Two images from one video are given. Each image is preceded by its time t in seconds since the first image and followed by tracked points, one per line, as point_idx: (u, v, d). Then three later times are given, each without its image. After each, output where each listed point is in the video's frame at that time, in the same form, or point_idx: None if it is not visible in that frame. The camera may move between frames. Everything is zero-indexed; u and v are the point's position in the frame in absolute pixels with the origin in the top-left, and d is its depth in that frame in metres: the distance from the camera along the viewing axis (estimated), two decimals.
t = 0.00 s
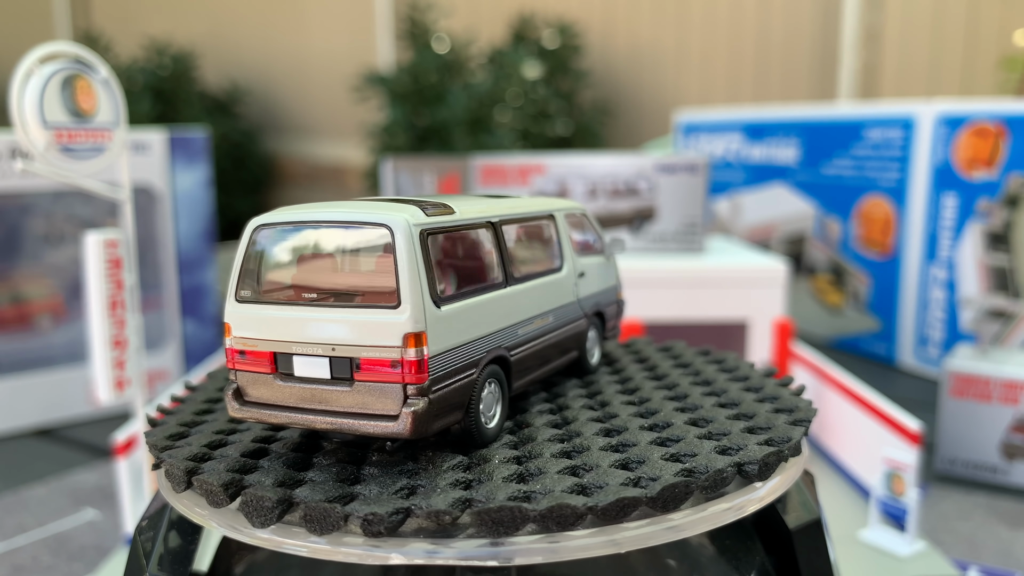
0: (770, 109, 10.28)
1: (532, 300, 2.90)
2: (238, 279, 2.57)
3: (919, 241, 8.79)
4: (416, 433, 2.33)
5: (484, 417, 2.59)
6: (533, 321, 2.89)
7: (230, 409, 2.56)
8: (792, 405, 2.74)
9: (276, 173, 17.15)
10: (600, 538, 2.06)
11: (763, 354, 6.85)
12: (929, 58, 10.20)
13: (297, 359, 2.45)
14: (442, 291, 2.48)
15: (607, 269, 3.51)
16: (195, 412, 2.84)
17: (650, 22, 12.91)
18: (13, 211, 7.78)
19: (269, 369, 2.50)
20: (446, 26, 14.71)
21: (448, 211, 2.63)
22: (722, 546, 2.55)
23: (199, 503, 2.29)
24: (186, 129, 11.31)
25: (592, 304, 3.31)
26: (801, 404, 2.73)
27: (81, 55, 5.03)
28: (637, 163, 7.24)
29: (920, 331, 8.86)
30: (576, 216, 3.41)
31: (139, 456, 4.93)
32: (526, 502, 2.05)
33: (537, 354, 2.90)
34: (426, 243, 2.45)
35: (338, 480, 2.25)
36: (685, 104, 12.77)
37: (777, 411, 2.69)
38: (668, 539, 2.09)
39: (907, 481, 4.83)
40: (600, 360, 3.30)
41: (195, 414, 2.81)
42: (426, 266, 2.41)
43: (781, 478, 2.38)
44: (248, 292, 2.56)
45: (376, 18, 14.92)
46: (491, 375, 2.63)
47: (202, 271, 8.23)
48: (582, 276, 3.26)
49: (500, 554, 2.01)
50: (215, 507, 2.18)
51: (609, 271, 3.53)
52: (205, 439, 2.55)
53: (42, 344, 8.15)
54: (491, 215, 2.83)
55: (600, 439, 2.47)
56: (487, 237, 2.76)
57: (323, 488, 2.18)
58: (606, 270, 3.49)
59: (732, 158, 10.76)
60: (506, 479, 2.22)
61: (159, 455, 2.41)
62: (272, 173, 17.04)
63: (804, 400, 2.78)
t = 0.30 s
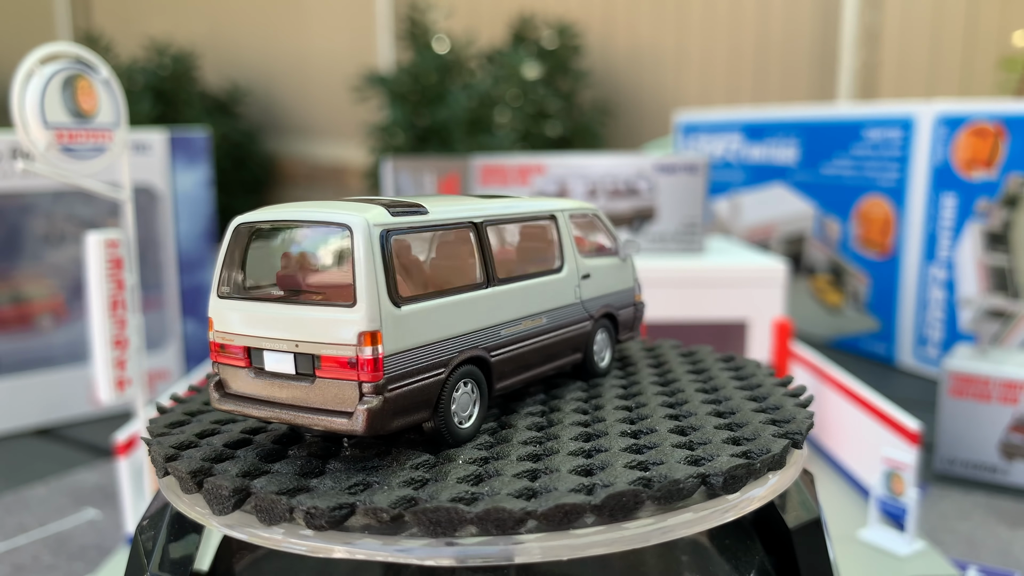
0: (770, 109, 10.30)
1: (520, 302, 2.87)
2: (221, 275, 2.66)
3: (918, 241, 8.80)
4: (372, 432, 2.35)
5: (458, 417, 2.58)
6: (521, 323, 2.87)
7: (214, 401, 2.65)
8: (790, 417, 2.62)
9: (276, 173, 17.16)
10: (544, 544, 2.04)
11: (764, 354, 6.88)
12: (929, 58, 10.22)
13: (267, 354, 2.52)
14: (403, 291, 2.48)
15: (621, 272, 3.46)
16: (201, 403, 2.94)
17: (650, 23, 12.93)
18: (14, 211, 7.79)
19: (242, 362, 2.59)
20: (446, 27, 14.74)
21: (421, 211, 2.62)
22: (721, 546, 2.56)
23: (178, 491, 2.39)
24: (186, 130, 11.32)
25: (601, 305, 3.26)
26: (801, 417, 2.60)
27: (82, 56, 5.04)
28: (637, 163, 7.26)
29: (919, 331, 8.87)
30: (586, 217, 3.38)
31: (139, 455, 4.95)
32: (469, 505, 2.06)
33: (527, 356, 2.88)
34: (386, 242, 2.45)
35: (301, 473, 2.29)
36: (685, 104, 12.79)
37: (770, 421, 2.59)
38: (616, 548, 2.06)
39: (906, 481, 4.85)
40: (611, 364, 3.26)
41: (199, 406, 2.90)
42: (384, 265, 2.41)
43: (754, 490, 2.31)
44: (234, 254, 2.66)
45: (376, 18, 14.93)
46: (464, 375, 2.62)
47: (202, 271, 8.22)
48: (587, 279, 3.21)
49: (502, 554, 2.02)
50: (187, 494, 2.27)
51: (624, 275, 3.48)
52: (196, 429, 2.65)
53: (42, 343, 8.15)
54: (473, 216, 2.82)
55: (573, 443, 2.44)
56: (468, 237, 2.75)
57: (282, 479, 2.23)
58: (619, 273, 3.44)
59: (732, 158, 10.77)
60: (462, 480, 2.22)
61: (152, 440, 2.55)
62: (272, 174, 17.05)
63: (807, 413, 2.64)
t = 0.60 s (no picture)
0: (769, 109, 10.31)
1: (505, 304, 2.84)
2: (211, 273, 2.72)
3: (918, 241, 8.81)
4: (331, 427, 2.37)
5: (432, 416, 2.57)
6: (507, 324, 2.85)
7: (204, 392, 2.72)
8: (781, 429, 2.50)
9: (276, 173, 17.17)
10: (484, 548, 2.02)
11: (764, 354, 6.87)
12: (928, 58, 10.24)
13: (243, 349, 2.58)
14: (367, 288, 2.49)
15: (632, 274, 3.39)
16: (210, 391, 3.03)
17: (649, 23, 12.91)
18: (14, 211, 7.80)
19: (225, 357, 2.66)
20: (446, 27, 14.77)
21: (395, 211, 2.63)
22: (721, 546, 2.58)
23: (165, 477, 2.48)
24: (186, 130, 11.32)
25: (607, 308, 3.21)
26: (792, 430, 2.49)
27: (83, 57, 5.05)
28: (637, 163, 7.27)
29: (919, 332, 8.88)
30: (594, 217, 3.33)
31: (139, 455, 4.95)
32: (411, 503, 2.06)
33: (517, 357, 2.85)
34: (350, 241, 2.45)
35: (267, 464, 2.33)
36: (685, 105, 12.80)
37: (754, 431, 2.50)
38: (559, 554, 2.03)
39: (906, 481, 4.87)
40: (621, 367, 3.20)
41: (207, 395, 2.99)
42: (346, 263, 2.42)
43: (719, 502, 2.23)
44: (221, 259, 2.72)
45: (376, 19, 14.95)
46: (437, 375, 2.60)
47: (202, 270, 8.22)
48: (589, 280, 3.16)
49: (503, 553, 2.03)
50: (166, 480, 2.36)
51: (637, 278, 3.42)
52: (194, 417, 2.73)
53: (42, 343, 8.15)
54: (455, 216, 2.80)
55: (544, 446, 2.41)
56: (450, 237, 2.75)
57: (246, 470, 2.28)
58: (629, 276, 3.37)
59: (732, 158, 10.78)
60: (412, 479, 2.22)
61: (151, 427, 2.65)
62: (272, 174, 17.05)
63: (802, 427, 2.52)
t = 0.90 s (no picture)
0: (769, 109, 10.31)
1: (489, 304, 2.81)
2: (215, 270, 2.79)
3: (918, 240, 8.81)
4: (294, 420, 2.44)
5: (406, 414, 2.59)
6: (493, 324, 2.83)
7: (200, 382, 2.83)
8: (762, 442, 2.39)
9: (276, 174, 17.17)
10: (419, 548, 2.03)
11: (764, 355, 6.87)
12: (928, 58, 10.24)
13: (226, 342, 2.68)
14: (335, 285, 2.53)
15: (642, 277, 3.29)
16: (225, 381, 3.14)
17: (649, 24, 12.90)
18: (14, 211, 7.81)
19: (214, 349, 2.76)
20: (446, 28, 14.78)
21: (371, 212, 2.64)
22: (720, 545, 2.59)
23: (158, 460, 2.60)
24: (187, 130, 11.32)
25: (611, 311, 3.15)
26: (773, 443, 2.37)
27: (83, 56, 5.06)
28: (637, 164, 7.29)
29: (919, 331, 8.88)
30: (599, 217, 3.25)
31: (140, 455, 4.96)
32: (351, 497, 2.10)
33: (506, 358, 2.84)
34: (316, 239, 2.50)
35: (238, 454, 2.40)
36: (685, 105, 12.81)
37: (731, 440, 2.40)
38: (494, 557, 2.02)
39: (906, 480, 4.87)
40: (628, 370, 3.14)
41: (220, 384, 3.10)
42: (311, 260, 2.47)
43: (677, 514, 2.17)
44: (222, 250, 2.78)
45: (376, 19, 14.96)
46: (410, 374, 2.62)
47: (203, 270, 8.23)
48: (588, 282, 3.10)
49: (500, 552, 2.02)
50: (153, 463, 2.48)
51: (648, 281, 3.31)
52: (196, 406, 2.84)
53: (42, 343, 8.16)
54: (438, 215, 2.79)
55: (512, 448, 2.40)
56: (432, 236, 2.75)
57: (218, 457, 2.37)
58: (638, 278, 3.28)
59: (732, 158, 10.80)
60: (362, 476, 2.24)
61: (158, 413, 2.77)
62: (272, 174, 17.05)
63: (787, 441, 2.39)
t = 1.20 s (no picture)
0: (769, 110, 10.31)
1: (474, 305, 2.81)
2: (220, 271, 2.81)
3: (918, 240, 8.81)
4: (265, 412, 2.52)
5: (383, 411, 2.64)
6: (479, 325, 2.82)
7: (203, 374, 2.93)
8: (733, 455, 2.31)
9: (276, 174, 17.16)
10: (359, 542, 2.07)
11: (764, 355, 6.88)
12: (927, 58, 10.25)
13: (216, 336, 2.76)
14: (306, 284, 2.59)
15: (652, 280, 3.20)
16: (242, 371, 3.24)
17: (649, 23, 12.90)
18: (15, 212, 7.82)
19: (209, 343, 2.84)
20: (445, 28, 14.78)
21: (349, 210, 2.68)
22: (720, 545, 2.60)
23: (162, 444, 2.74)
24: (187, 130, 11.31)
25: (613, 313, 3.09)
26: (743, 457, 2.30)
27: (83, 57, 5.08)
28: (637, 164, 7.30)
29: (919, 331, 8.89)
30: (604, 218, 3.18)
31: (140, 455, 4.95)
32: (298, 489, 2.16)
33: (494, 358, 2.83)
34: (289, 238, 2.56)
35: (217, 443, 2.49)
36: (684, 106, 12.81)
37: (702, 450, 2.34)
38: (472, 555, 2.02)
39: (906, 480, 4.86)
40: (634, 374, 3.09)
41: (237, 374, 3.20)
42: (280, 258, 2.53)
43: (632, 522, 2.14)
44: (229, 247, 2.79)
45: (376, 19, 14.97)
46: (387, 372, 2.66)
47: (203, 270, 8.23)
48: (588, 284, 3.05)
49: (501, 551, 2.03)
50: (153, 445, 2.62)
51: (660, 284, 3.22)
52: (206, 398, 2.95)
53: (43, 343, 8.16)
54: (422, 215, 2.81)
55: (475, 449, 2.40)
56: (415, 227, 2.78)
57: (198, 446, 2.47)
58: (647, 281, 3.19)
59: (732, 158, 10.81)
60: (318, 470, 2.29)
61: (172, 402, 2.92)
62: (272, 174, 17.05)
63: (760, 457, 2.30)
